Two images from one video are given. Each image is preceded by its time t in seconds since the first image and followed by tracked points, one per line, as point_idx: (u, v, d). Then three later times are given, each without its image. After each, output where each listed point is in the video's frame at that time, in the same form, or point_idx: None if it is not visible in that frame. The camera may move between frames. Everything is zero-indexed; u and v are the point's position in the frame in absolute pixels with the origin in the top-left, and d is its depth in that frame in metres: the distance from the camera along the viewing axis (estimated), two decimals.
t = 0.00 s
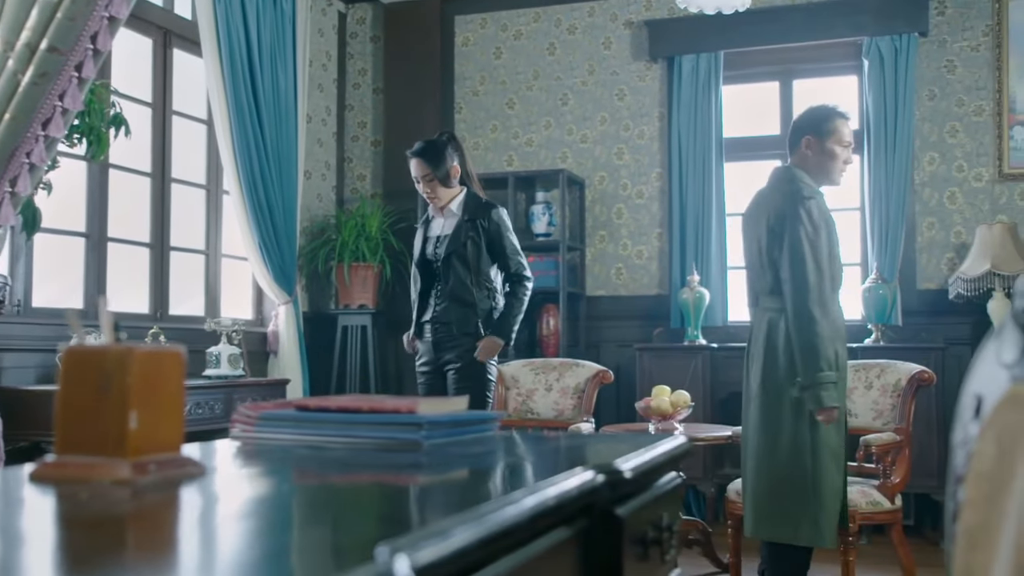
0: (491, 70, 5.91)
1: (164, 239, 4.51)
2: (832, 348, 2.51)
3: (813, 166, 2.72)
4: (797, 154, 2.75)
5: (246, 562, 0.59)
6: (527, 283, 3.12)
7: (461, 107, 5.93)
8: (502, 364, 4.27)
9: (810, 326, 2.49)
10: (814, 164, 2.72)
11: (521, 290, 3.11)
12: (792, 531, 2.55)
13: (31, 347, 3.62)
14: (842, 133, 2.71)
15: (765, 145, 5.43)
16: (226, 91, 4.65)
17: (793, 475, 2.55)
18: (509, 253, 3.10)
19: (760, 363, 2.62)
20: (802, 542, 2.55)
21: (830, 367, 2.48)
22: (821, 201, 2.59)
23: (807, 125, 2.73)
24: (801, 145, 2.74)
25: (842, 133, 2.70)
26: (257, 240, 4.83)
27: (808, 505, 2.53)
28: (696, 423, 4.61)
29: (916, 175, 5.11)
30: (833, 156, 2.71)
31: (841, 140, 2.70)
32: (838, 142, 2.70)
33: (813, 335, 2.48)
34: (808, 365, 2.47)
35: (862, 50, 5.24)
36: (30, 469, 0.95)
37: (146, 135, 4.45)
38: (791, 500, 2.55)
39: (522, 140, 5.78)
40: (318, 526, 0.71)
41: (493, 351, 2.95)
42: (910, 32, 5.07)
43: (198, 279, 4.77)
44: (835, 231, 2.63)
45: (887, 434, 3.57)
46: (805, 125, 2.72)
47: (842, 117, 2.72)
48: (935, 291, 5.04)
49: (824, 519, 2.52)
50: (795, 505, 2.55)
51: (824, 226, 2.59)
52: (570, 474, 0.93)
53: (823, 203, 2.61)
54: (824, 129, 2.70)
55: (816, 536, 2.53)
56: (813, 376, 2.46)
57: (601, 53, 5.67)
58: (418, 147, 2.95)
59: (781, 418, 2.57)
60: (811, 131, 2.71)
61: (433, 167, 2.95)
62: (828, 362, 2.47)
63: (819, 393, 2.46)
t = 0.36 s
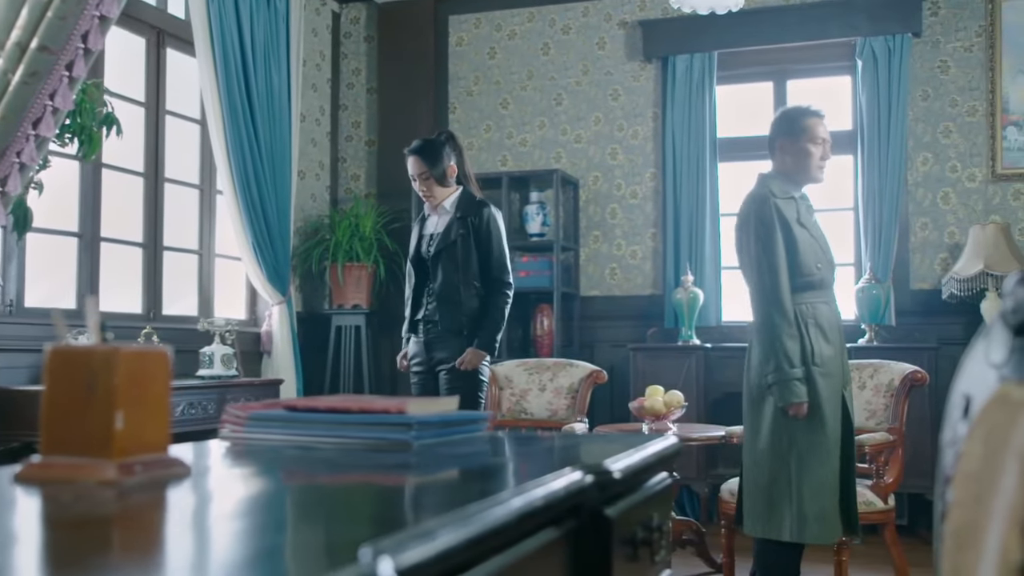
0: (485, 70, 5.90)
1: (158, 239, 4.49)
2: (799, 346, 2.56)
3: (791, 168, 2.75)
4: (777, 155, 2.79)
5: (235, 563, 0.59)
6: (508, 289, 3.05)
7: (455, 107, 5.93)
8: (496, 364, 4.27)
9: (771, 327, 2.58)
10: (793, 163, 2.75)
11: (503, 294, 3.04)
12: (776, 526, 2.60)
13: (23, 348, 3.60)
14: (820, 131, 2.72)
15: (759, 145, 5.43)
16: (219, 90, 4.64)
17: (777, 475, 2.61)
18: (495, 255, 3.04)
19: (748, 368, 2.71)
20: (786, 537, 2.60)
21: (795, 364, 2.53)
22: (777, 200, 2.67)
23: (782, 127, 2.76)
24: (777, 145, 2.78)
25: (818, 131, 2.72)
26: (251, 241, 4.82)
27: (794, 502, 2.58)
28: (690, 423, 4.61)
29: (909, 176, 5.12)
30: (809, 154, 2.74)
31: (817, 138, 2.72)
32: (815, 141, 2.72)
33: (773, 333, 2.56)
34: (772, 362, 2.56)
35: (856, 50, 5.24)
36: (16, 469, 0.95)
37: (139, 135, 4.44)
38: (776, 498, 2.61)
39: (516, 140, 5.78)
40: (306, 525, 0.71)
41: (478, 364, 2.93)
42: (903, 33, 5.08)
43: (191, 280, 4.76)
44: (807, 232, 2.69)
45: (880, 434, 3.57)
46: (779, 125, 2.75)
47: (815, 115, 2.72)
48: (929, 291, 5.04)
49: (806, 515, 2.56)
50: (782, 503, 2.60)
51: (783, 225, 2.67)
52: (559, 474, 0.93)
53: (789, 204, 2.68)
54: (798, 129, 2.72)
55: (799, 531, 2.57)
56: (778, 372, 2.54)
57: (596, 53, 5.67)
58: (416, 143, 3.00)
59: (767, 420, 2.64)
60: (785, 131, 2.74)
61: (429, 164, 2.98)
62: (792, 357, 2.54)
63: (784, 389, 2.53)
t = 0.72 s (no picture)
0: (482, 70, 5.90)
1: (155, 238, 4.49)
2: (772, 344, 2.60)
3: (786, 169, 2.77)
4: (771, 158, 2.81)
5: (227, 561, 0.59)
6: (505, 292, 3.05)
7: (453, 107, 5.93)
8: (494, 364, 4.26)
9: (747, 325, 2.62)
10: (786, 164, 2.78)
11: (500, 296, 3.04)
12: (752, 523, 2.66)
13: (19, 348, 3.60)
14: (810, 132, 2.74)
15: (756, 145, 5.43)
16: (216, 90, 4.63)
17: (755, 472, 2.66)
18: (492, 257, 3.05)
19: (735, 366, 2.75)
20: (762, 535, 2.65)
21: (766, 360, 2.57)
22: (759, 200, 2.71)
23: (773, 129, 2.79)
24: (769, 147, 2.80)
25: (811, 130, 2.75)
26: (248, 241, 4.81)
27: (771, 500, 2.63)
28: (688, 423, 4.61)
29: (907, 176, 5.12)
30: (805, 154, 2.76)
31: (807, 139, 2.74)
32: (809, 140, 2.75)
33: (746, 331, 2.61)
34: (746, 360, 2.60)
35: (854, 50, 5.24)
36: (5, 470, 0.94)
37: (137, 134, 4.43)
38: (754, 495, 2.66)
39: (514, 140, 5.78)
40: (297, 525, 0.70)
41: (478, 366, 2.93)
42: (901, 33, 5.08)
43: (188, 279, 4.75)
44: (791, 232, 2.70)
45: (877, 434, 3.57)
46: (772, 126, 2.78)
47: (807, 116, 2.75)
48: (927, 291, 5.04)
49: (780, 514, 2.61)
50: (759, 500, 2.65)
51: (763, 225, 2.70)
52: (552, 474, 0.92)
53: (775, 206, 2.71)
54: (791, 130, 2.75)
55: (773, 529, 2.62)
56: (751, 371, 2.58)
57: (593, 53, 5.68)
58: (416, 140, 3.01)
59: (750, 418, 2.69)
60: (778, 133, 2.76)
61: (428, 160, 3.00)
62: (765, 355, 2.57)
63: (756, 387, 2.57)
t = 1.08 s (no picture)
0: (481, 70, 5.90)
1: (153, 238, 4.49)
2: (756, 343, 2.62)
3: (790, 172, 2.77)
4: (778, 159, 2.81)
5: (219, 562, 0.59)
6: (505, 291, 3.07)
7: (452, 106, 5.92)
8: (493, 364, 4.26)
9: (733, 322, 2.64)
10: (791, 168, 2.78)
11: (501, 296, 3.06)
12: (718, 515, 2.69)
13: (17, 348, 3.59)
14: (817, 137, 2.73)
15: (756, 145, 5.43)
16: (215, 89, 4.62)
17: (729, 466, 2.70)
18: (493, 257, 3.07)
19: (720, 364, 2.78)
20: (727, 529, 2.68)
21: (750, 358, 2.59)
22: (756, 201, 2.72)
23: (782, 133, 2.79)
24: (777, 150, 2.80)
25: (818, 136, 2.73)
26: (247, 241, 4.81)
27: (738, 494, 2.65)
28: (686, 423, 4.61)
29: (906, 176, 5.12)
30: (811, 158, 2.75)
31: (814, 144, 2.73)
32: (814, 144, 2.73)
33: (731, 328, 2.64)
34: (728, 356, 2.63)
35: (854, 50, 5.24)
36: None
37: (135, 134, 4.43)
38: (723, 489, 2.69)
39: (513, 140, 5.78)
40: (289, 526, 0.70)
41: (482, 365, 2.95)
42: (901, 33, 5.07)
43: (187, 279, 4.75)
44: (785, 236, 2.70)
45: (876, 434, 3.56)
46: (780, 129, 2.77)
47: (816, 122, 2.74)
48: (926, 291, 5.04)
49: (745, 510, 2.63)
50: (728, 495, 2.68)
51: (756, 226, 2.71)
52: (546, 475, 0.92)
53: (771, 207, 2.72)
54: (798, 134, 2.74)
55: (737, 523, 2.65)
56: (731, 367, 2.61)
57: (593, 53, 5.67)
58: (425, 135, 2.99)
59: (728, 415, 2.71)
60: (785, 136, 2.76)
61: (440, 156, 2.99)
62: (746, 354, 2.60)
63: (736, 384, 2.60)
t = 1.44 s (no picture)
0: (480, 69, 5.90)
1: (153, 238, 4.49)
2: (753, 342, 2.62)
3: (787, 173, 2.77)
4: (777, 159, 2.81)
5: (212, 562, 0.59)
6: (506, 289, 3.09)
7: (452, 106, 5.93)
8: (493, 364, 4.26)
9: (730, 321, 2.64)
10: (790, 169, 2.77)
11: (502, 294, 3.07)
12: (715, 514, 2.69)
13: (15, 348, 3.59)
14: (816, 139, 2.72)
15: (756, 145, 5.42)
16: (214, 89, 4.62)
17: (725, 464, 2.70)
18: (494, 256, 3.08)
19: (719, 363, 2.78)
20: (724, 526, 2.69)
21: (747, 358, 2.60)
22: (754, 200, 2.71)
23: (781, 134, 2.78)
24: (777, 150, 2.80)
25: (817, 137, 2.73)
26: (246, 241, 4.81)
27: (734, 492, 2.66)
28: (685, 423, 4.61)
29: (905, 175, 5.11)
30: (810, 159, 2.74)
31: (813, 145, 2.72)
32: (813, 146, 2.73)
33: (728, 328, 2.63)
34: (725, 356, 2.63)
35: (853, 49, 5.23)
36: None
37: (134, 134, 4.42)
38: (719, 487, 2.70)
39: (512, 140, 5.78)
40: (281, 526, 0.70)
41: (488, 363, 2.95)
42: (900, 32, 5.07)
43: (186, 279, 4.75)
44: (783, 236, 2.70)
45: (875, 434, 3.56)
46: (779, 130, 2.77)
47: (815, 124, 2.74)
48: (925, 290, 5.04)
49: (742, 508, 2.64)
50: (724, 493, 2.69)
51: (755, 226, 2.71)
52: (541, 475, 0.92)
53: (768, 208, 2.72)
54: (797, 135, 2.74)
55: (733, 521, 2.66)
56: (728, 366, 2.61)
57: (592, 53, 5.67)
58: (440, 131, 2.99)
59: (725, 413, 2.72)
60: (784, 137, 2.76)
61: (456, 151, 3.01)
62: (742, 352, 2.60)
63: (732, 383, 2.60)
